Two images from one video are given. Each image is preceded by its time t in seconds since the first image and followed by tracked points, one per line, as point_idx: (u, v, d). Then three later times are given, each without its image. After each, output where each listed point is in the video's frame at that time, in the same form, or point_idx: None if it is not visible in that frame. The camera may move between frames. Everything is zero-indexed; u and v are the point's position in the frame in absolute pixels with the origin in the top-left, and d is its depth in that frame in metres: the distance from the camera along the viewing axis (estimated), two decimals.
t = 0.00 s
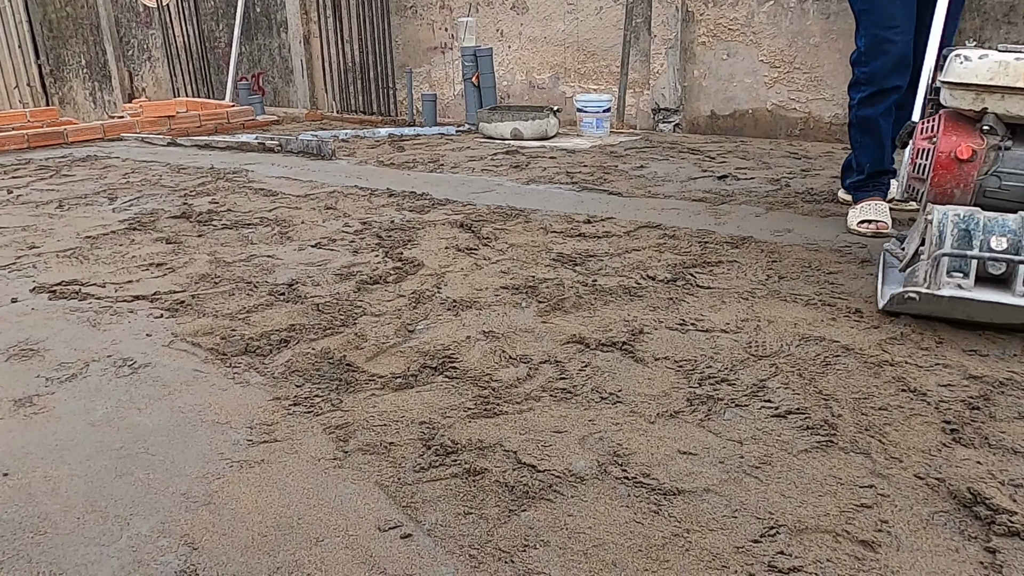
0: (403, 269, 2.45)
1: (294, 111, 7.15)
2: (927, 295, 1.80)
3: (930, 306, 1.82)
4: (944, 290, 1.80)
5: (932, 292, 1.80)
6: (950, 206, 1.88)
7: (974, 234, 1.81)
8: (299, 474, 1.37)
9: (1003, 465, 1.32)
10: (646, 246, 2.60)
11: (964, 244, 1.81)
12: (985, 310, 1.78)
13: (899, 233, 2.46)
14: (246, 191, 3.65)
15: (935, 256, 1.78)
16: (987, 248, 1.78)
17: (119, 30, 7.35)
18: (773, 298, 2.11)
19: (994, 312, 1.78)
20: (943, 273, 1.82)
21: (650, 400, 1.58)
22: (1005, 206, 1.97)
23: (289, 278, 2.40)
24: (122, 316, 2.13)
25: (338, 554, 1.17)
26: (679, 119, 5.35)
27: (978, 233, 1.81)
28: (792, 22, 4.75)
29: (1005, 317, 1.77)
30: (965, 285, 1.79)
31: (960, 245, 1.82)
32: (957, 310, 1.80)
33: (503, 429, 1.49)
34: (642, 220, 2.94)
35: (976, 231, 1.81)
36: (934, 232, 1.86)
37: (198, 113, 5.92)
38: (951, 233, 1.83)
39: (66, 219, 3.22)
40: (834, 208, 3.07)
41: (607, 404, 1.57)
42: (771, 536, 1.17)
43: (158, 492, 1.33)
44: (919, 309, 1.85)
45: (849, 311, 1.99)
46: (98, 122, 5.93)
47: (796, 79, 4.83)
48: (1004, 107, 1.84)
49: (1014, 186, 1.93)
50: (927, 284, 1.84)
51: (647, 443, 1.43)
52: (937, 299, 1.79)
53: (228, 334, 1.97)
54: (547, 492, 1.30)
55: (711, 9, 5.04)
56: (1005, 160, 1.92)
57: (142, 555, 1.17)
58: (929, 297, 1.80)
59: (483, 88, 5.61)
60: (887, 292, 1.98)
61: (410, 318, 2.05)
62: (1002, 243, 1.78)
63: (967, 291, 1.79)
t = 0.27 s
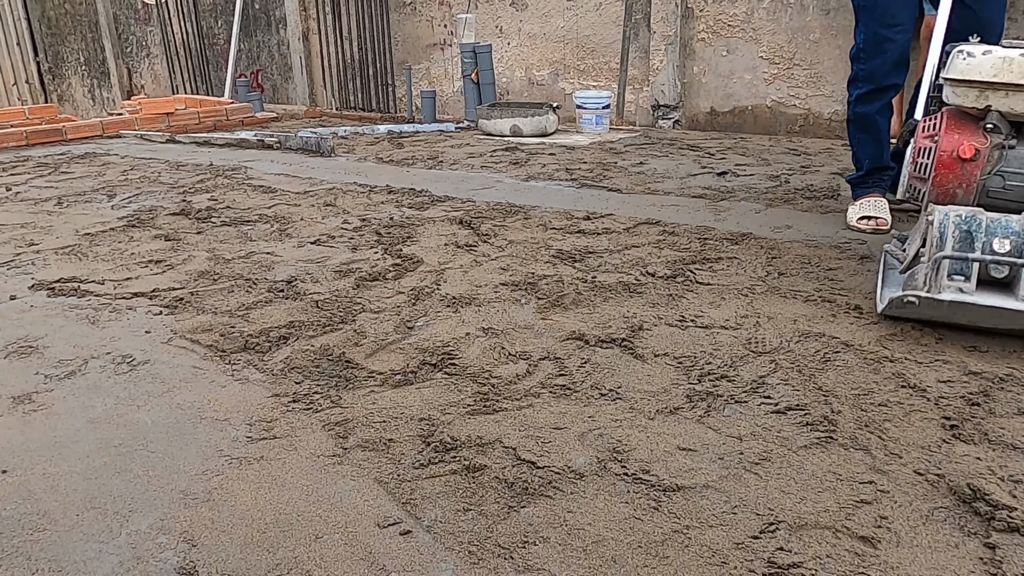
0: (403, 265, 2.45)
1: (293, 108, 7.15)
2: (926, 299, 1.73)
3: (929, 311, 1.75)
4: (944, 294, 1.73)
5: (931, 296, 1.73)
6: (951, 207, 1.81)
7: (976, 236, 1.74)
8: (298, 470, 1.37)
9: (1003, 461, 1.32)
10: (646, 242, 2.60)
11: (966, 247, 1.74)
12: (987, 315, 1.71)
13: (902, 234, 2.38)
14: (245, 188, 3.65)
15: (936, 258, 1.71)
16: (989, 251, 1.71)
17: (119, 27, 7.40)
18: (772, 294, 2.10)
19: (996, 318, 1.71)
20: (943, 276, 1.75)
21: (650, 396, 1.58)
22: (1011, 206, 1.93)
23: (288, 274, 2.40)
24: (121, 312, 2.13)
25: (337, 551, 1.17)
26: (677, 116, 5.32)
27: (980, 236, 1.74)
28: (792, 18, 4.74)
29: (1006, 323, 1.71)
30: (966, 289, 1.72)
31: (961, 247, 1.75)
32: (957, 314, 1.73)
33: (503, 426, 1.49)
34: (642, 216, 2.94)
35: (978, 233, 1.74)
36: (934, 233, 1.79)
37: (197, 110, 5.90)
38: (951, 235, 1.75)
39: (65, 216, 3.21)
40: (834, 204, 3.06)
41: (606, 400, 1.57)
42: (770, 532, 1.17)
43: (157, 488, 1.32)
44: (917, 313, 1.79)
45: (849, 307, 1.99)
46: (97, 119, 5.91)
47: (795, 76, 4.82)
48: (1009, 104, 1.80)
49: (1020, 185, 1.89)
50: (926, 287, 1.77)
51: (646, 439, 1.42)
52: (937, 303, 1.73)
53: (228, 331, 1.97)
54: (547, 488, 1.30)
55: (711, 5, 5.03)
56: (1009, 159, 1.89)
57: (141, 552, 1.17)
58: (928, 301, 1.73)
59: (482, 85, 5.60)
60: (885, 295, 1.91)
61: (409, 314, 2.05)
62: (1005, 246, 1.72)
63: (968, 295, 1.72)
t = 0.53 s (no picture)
0: (402, 263, 2.45)
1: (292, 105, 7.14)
2: (926, 306, 1.68)
3: (929, 318, 1.70)
4: (944, 301, 1.68)
5: (932, 303, 1.68)
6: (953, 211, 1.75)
7: (979, 241, 1.69)
8: (297, 467, 1.37)
9: (1002, 458, 1.32)
10: (645, 239, 2.60)
11: (968, 252, 1.69)
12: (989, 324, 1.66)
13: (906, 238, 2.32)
14: (244, 186, 3.64)
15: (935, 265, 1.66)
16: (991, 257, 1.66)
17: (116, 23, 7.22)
18: (771, 292, 2.10)
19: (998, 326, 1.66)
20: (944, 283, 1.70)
21: (649, 393, 1.58)
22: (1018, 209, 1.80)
23: (286, 272, 2.40)
24: (119, 310, 2.12)
25: (336, 548, 1.17)
26: (677, 113, 5.35)
27: (982, 240, 1.69)
28: (791, 15, 4.74)
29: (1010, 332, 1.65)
30: (968, 296, 1.67)
31: (963, 252, 1.70)
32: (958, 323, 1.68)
33: (502, 423, 1.49)
34: (641, 213, 2.94)
35: (980, 238, 1.69)
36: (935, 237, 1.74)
37: (195, 107, 5.89)
38: (953, 240, 1.71)
39: (63, 214, 3.20)
40: (833, 201, 3.06)
41: (605, 398, 1.57)
42: (770, 529, 1.17)
43: (156, 486, 1.32)
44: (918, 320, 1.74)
45: (848, 305, 1.99)
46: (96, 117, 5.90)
47: (795, 73, 4.81)
48: (1016, 104, 1.71)
49: None
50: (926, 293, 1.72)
51: (646, 437, 1.42)
52: (937, 311, 1.68)
53: (227, 328, 1.97)
54: (546, 485, 1.29)
55: (710, 2, 5.02)
56: (1016, 159, 1.77)
57: (140, 550, 1.17)
58: (928, 308, 1.68)
59: (481, 82, 5.60)
60: (885, 301, 1.86)
61: (408, 312, 2.05)
62: (1008, 252, 1.67)
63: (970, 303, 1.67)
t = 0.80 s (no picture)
0: (402, 260, 2.44)
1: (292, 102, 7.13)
2: (912, 310, 1.65)
3: (915, 325, 1.66)
4: (931, 306, 1.65)
5: (918, 308, 1.64)
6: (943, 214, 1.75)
7: (968, 246, 1.68)
8: (297, 464, 1.37)
9: (1003, 454, 1.32)
10: (645, 236, 2.60)
11: (957, 256, 1.68)
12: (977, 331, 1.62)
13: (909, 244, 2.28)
14: (244, 182, 3.64)
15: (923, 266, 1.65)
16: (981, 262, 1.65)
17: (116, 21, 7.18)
18: (772, 288, 2.10)
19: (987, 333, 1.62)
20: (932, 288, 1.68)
21: (649, 390, 1.58)
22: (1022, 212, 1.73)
23: (286, 269, 2.40)
24: (119, 307, 2.12)
25: (335, 545, 1.16)
26: (677, 110, 5.34)
27: (972, 245, 1.68)
28: (792, 11, 4.73)
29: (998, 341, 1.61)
30: (955, 301, 1.64)
31: (952, 257, 1.69)
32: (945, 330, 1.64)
33: (502, 420, 1.49)
34: (641, 210, 2.93)
35: (970, 242, 1.68)
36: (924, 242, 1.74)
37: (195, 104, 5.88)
38: (942, 243, 1.70)
39: (63, 211, 3.20)
40: (834, 198, 3.06)
41: (605, 394, 1.57)
42: (770, 526, 1.17)
43: (156, 483, 1.32)
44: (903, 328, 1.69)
45: (849, 301, 1.99)
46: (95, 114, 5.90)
47: (796, 69, 4.80)
48: (1017, 103, 1.66)
49: None
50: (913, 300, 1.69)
51: (646, 433, 1.42)
52: (924, 316, 1.64)
53: (226, 325, 1.97)
54: (546, 482, 1.29)
55: None
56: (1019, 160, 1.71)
57: (140, 546, 1.17)
58: (914, 313, 1.65)
59: (482, 79, 5.59)
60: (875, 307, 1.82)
61: (408, 309, 2.05)
62: (999, 257, 1.65)
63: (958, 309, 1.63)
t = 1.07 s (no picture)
0: (401, 256, 2.44)
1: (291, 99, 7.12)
2: (892, 322, 1.59)
3: (896, 337, 1.60)
4: (914, 318, 1.59)
5: (898, 320, 1.58)
6: (932, 220, 1.65)
7: (955, 254, 1.59)
8: (296, 461, 1.37)
9: (1002, 451, 1.32)
10: (645, 233, 2.60)
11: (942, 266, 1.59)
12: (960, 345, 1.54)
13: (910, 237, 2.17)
14: (242, 179, 3.64)
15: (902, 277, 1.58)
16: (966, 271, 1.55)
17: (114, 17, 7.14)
18: (771, 285, 2.10)
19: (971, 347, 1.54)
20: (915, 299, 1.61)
21: (648, 386, 1.58)
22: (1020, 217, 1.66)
23: (286, 266, 2.40)
24: (118, 304, 2.12)
25: (334, 542, 1.16)
26: (677, 107, 5.31)
27: (959, 253, 1.58)
28: (791, 8, 4.72)
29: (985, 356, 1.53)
30: (939, 313, 1.57)
31: (938, 266, 1.60)
32: (928, 343, 1.57)
33: (502, 416, 1.49)
34: (640, 207, 2.93)
35: (957, 251, 1.58)
36: (910, 249, 1.64)
37: (194, 101, 5.87)
38: (928, 252, 1.61)
39: (62, 208, 3.20)
40: (833, 195, 3.05)
41: (605, 391, 1.57)
42: (769, 522, 1.17)
43: (154, 479, 1.32)
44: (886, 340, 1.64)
45: (848, 298, 1.99)
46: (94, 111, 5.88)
47: (795, 66, 4.80)
48: (1014, 104, 1.57)
49: None
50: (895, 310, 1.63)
51: (646, 429, 1.42)
52: (905, 328, 1.58)
53: (225, 322, 1.97)
54: (545, 478, 1.29)
55: None
56: (1016, 165, 1.64)
57: (139, 543, 1.17)
58: (895, 326, 1.59)
59: (481, 76, 5.58)
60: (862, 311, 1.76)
61: (408, 305, 2.05)
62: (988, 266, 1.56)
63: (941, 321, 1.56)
